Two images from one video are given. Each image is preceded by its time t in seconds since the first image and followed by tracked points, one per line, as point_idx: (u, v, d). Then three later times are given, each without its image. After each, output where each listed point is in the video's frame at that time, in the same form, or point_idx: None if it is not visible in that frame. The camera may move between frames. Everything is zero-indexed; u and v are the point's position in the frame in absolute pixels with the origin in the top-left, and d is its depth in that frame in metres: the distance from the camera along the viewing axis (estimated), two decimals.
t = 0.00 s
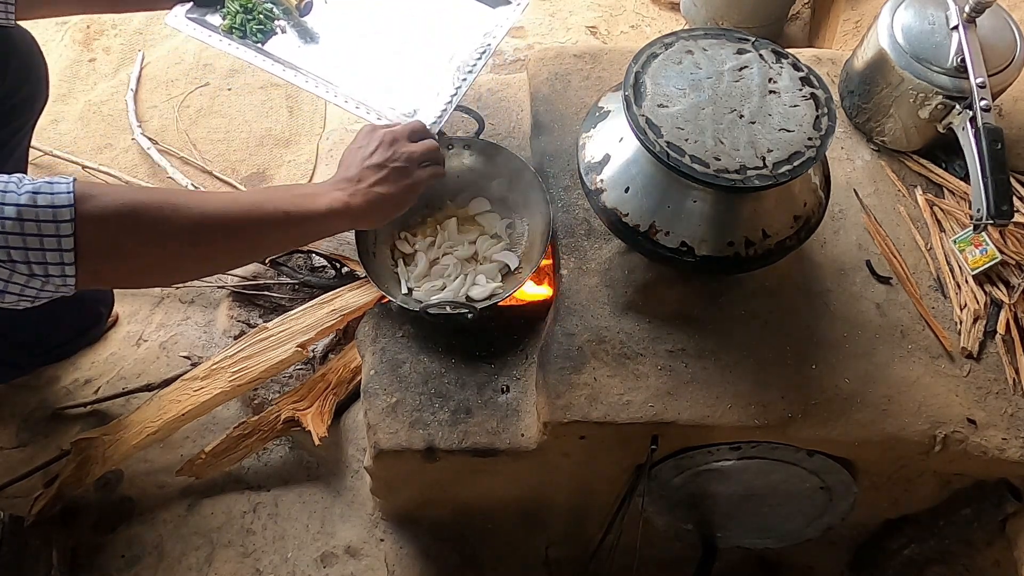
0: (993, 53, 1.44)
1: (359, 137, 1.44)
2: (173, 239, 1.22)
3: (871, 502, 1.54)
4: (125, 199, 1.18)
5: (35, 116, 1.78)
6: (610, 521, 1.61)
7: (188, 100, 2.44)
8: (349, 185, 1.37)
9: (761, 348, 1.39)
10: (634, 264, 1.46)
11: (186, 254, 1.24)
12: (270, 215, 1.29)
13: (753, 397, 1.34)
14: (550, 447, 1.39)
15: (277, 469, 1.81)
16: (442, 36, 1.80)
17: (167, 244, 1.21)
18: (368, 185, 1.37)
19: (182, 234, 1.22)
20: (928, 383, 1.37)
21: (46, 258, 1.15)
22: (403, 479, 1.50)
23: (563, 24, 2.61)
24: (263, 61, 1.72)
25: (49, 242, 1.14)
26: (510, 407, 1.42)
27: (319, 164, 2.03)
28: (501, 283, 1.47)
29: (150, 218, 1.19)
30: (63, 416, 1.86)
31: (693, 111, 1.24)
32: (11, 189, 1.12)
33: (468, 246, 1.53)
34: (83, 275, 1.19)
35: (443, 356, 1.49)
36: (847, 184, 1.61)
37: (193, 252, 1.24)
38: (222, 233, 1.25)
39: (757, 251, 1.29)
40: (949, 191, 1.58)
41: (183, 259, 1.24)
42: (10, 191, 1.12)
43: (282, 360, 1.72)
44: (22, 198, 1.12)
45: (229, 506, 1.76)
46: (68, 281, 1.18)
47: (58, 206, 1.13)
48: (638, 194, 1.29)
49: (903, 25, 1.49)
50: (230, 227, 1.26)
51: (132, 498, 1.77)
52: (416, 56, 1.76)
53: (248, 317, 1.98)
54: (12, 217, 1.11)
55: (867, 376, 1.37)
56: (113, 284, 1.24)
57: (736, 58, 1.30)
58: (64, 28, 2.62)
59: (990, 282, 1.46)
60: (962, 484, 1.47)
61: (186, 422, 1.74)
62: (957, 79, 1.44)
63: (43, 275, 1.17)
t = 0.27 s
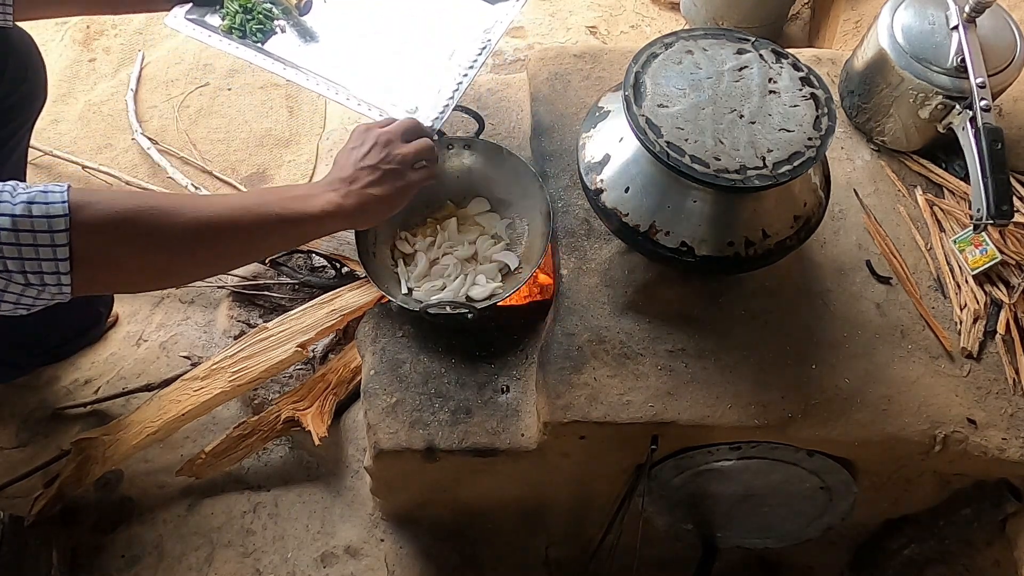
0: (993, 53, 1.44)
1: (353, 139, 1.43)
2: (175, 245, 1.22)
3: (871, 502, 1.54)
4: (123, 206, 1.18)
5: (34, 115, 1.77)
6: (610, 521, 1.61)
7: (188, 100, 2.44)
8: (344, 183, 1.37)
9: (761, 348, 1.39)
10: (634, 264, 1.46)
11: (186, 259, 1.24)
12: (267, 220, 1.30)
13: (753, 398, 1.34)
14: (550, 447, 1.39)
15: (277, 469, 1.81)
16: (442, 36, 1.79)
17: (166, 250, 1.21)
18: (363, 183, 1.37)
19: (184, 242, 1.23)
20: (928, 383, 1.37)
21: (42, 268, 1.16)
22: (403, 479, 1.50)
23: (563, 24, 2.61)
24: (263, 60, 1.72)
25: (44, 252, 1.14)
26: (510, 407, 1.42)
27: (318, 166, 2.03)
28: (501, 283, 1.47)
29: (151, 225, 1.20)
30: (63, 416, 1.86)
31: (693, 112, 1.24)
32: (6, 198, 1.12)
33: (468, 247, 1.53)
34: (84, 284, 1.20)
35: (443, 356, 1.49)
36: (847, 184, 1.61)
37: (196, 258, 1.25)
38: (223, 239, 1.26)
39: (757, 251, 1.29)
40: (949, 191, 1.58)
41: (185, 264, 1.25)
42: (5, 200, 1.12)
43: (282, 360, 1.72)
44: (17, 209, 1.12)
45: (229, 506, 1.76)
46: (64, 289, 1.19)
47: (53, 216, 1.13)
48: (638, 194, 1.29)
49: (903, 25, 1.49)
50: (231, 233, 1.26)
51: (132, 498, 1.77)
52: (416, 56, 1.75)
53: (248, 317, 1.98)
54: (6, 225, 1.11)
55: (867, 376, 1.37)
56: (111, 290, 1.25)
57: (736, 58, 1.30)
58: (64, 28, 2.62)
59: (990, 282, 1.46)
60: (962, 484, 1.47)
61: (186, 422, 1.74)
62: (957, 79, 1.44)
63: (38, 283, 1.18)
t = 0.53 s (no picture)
0: (993, 53, 1.44)
1: (348, 128, 1.39)
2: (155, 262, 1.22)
3: (872, 502, 1.54)
4: (111, 228, 1.19)
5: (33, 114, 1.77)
6: (610, 521, 1.61)
7: (188, 100, 2.44)
8: (338, 178, 1.33)
9: (761, 347, 1.39)
10: (634, 264, 1.46)
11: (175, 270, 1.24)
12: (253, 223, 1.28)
13: (753, 398, 1.34)
14: (550, 447, 1.39)
15: (277, 469, 1.81)
16: (442, 36, 1.77)
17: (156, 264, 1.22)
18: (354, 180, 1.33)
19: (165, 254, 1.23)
20: (928, 383, 1.37)
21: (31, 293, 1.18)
22: (403, 479, 1.50)
23: (563, 24, 2.61)
24: (263, 57, 1.71)
25: (33, 285, 1.17)
26: (510, 407, 1.42)
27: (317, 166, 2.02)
28: (501, 283, 1.47)
29: (137, 242, 1.20)
30: (63, 416, 1.86)
31: (693, 111, 1.24)
32: None
33: (468, 246, 1.53)
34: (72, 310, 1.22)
35: (443, 356, 1.49)
36: (847, 184, 1.61)
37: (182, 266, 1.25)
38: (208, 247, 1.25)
39: (757, 251, 1.29)
40: (949, 191, 1.58)
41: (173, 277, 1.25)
42: None
43: (283, 361, 1.72)
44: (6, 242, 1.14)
45: (229, 506, 1.76)
46: (55, 315, 1.22)
47: (41, 255, 1.15)
48: (638, 194, 1.29)
49: (903, 25, 1.49)
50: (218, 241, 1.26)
51: (132, 498, 1.77)
52: (416, 56, 1.74)
53: (248, 317, 1.98)
54: None
55: (867, 376, 1.37)
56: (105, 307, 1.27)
57: (736, 58, 1.30)
58: (64, 28, 2.62)
59: (990, 282, 1.46)
60: (962, 484, 1.47)
61: (186, 422, 1.74)
62: (957, 79, 1.44)
63: (31, 310, 1.20)
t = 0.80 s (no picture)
0: (994, 53, 1.44)
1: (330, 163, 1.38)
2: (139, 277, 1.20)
3: (872, 502, 1.54)
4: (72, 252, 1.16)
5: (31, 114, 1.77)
6: (610, 521, 1.61)
7: (188, 100, 2.44)
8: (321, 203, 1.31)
9: (761, 347, 1.39)
10: (634, 265, 1.46)
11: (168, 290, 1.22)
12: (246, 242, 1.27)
13: (753, 398, 1.34)
14: (550, 447, 1.39)
15: (277, 469, 1.81)
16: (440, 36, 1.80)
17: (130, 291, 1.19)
18: (356, 203, 1.33)
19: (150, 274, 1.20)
20: (928, 383, 1.37)
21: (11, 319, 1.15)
22: (402, 479, 1.50)
23: (563, 24, 2.61)
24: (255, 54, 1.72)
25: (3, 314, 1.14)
26: (510, 407, 1.42)
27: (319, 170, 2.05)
28: (501, 283, 1.48)
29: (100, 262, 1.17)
30: (63, 416, 1.86)
31: (693, 112, 1.24)
32: None
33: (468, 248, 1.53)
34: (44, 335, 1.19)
35: (443, 356, 1.49)
36: (848, 184, 1.61)
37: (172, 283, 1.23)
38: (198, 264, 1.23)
39: (757, 251, 1.29)
40: (949, 191, 1.58)
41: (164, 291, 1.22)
42: None
43: (282, 360, 1.72)
44: None
45: (229, 506, 1.76)
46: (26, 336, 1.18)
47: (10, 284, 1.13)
48: (638, 194, 1.29)
49: (903, 25, 1.49)
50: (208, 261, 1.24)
51: (132, 498, 1.77)
52: (416, 56, 1.76)
53: (248, 317, 1.98)
54: None
55: (867, 376, 1.37)
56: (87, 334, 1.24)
57: (736, 58, 1.30)
58: (64, 28, 2.62)
59: (990, 282, 1.46)
60: (962, 484, 1.47)
61: (186, 422, 1.74)
62: (957, 79, 1.44)
63: None
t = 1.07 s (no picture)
0: (994, 53, 1.44)
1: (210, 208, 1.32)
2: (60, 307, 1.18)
3: (872, 502, 1.54)
4: None
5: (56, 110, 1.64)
6: (610, 521, 1.61)
7: (188, 100, 2.44)
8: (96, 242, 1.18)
9: (761, 347, 1.39)
10: (633, 265, 1.46)
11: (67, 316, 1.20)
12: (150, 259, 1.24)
13: (753, 398, 1.34)
14: (550, 447, 1.39)
15: (277, 469, 1.80)
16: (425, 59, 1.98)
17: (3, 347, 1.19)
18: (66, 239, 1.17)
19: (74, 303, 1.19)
20: (928, 383, 1.37)
21: None
22: (402, 479, 1.50)
23: (563, 24, 2.61)
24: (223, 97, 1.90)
25: None
26: (510, 407, 1.42)
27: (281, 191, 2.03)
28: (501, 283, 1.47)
29: None
30: (64, 416, 1.86)
31: (693, 112, 1.24)
32: None
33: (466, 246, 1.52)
34: None
35: (443, 356, 1.49)
36: (848, 184, 1.61)
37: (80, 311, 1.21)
38: (106, 281, 1.19)
39: (757, 251, 1.29)
40: (949, 191, 1.58)
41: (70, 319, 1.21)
42: None
43: (282, 360, 1.72)
44: None
45: (229, 506, 1.76)
46: None
47: None
48: (638, 194, 1.29)
49: (902, 25, 1.49)
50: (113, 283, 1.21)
51: (132, 499, 1.77)
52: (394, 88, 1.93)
53: (248, 317, 1.98)
54: None
55: (867, 376, 1.37)
56: None
57: (736, 58, 1.30)
58: (64, 28, 2.62)
59: (990, 282, 1.46)
60: (961, 484, 1.47)
61: (186, 422, 1.74)
62: (957, 79, 1.44)
63: None
